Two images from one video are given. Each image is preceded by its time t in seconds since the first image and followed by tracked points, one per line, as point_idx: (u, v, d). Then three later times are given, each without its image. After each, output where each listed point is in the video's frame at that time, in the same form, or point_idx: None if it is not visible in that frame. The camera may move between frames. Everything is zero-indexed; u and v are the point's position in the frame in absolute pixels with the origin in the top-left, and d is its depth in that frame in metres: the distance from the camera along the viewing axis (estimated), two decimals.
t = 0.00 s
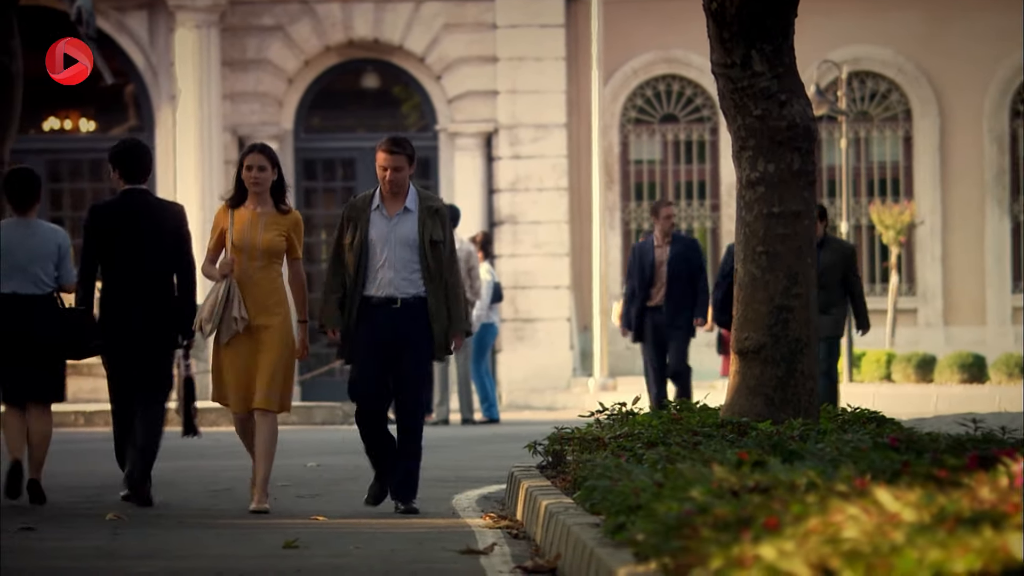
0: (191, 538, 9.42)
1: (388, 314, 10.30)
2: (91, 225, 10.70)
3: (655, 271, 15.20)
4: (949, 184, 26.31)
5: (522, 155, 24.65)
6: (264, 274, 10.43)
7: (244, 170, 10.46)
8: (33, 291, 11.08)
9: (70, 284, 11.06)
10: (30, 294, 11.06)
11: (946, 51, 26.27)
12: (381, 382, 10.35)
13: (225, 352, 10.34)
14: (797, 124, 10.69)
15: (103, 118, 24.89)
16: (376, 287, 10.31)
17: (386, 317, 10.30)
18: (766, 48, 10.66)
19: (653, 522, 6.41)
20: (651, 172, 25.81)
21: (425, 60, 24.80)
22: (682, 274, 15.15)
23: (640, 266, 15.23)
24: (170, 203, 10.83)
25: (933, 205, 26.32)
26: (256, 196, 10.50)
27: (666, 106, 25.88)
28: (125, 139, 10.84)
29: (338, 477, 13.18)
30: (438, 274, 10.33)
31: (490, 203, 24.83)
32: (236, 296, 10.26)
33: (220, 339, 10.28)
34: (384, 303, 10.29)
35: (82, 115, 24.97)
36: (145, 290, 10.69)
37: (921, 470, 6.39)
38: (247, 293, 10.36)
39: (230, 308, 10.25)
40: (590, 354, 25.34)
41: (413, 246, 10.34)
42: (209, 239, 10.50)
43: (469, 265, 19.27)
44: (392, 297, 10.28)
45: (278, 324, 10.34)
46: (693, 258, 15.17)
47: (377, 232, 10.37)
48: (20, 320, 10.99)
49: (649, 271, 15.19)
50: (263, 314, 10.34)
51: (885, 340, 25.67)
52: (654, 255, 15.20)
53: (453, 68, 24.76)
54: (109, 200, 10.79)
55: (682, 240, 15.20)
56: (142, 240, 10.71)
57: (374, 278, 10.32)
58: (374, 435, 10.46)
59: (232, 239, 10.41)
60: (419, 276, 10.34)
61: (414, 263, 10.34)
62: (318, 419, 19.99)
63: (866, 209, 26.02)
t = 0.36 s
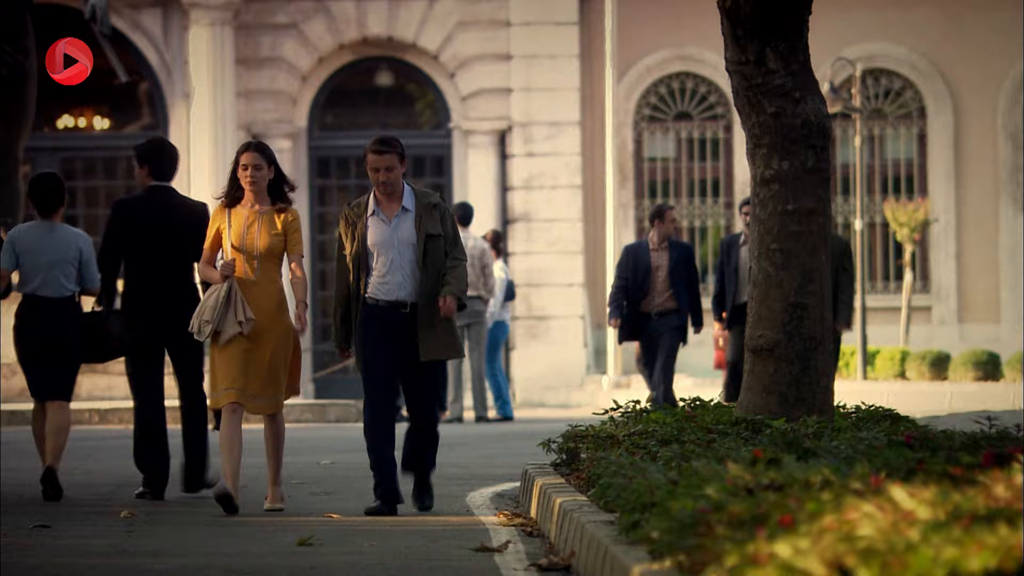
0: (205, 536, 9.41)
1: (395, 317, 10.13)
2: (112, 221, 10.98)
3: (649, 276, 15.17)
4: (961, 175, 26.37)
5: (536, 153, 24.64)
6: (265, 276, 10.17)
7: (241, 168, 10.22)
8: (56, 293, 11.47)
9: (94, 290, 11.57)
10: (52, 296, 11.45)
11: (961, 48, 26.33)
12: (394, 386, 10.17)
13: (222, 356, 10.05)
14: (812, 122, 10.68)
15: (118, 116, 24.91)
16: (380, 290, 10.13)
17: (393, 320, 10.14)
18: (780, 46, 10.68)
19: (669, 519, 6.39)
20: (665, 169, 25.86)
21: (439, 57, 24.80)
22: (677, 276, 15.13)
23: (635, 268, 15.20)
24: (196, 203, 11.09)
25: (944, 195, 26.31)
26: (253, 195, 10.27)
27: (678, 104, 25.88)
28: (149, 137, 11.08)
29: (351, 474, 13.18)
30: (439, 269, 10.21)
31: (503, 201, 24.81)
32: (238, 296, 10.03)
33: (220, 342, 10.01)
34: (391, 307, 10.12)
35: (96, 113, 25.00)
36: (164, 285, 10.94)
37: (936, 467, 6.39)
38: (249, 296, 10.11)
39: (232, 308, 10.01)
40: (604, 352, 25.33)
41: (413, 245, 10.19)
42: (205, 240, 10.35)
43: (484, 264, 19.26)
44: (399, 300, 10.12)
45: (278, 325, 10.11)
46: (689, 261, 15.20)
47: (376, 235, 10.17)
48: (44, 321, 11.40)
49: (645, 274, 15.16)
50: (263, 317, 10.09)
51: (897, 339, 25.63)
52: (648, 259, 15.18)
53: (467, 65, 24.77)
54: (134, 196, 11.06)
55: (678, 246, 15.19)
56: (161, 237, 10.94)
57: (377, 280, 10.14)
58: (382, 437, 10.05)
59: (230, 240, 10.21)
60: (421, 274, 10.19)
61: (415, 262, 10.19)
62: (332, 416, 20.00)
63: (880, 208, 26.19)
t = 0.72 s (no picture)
0: (223, 534, 9.43)
1: (396, 316, 9.93)
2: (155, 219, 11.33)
3: (645, 270, 15.04)
4: (978, 172, 26.51)
5: (552, 152, 24.65)
6: (261, 264, 10.15)
7: (238, 156, 10.16)
8: (79, 288, 11.62)
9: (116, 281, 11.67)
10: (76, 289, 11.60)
11: (980, 46, 26.35)
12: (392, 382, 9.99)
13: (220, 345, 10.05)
14: (829, 121, 10.66)
15: (134, 115, 24.92)
16: (384, 288, 9.93)
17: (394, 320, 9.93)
18: (796, 44, 10.63)
19: (687, 518, 6.37)
20: (682, 168, 25.94)
21: (455, 56, 24.81)
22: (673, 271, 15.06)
23: (631, 262, 15.03)
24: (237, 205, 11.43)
25: (962, 196, 26.48)
26: (251, 183, 10.21)
27: (696, 102, 26.08)
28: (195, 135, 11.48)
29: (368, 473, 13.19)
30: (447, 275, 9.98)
31: (519, 200, 24.82)
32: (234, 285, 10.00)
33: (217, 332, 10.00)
34: (393, 306, 9.93)
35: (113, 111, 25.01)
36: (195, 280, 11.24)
37: (952, 466, 6.39)
38: (245, 284, 10.09)
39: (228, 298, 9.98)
40: (620, 351, 25.35)
41: (422, 245, 9.99)
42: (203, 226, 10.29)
43: (500, 263, 19.28)
44: (402, 299, 9.91)
45: (277, 310, 10.07)
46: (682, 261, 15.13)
47: (386, 232, 9.97)
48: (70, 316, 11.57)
49: (640, 266, 15.02)
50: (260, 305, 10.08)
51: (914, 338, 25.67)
52: (644, 256, 15.05)
53: (483, 64, 24.78)
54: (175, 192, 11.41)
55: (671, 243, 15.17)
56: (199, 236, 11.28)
57: (382, 278, 9.94)
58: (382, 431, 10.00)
59: (227, 226, 10.16)
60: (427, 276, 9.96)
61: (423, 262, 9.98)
62: (347, 415, 19.99)
63: (897, 205, 26.23)
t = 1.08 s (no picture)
0: (240, 532, 9.41)
1: (414, 306, 9.73)
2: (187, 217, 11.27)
3: (637, 260, 15.15)
4: (997, 171, 26.87)
5: (569, 150, 24.68)
6: (268, 258, 9.82)
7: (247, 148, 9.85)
8: (112, 285, 11.69)
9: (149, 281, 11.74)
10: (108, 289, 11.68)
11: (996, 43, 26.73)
12: (410, 377, 9.78)
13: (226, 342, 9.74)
14: (846, 118, 10.64)
15: (151, 113, 24.94)
16: (400, 277, 9.73)
17: (412, 310, 9.73)
18: (814, 41, 10.61)
19: (703, 516, 6.37)
20: (699, 166, 26.45)
21: (472, 54, 24.80)
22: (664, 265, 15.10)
23: (623, 255, 15.13)
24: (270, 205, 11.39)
25: (979, 194, 26.89)
26: (259, 176, 9.91)
27: (713, 99, 26.51)
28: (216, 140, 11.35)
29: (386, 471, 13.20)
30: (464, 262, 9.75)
31: (536, 198, 24.85)
32: (240, 280, 9.70)
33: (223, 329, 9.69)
34: (411, 295, 9.73)
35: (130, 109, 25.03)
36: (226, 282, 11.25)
37: (970, 463, 6.41)
38: (252, 279, 9.78)
39: (234, 294, 9.68)
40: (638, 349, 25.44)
41: (436, 231, 9.76)
42: (210, 221, 9.97)
43: (517, 260, 19.32)
44: (418, 288, 9.72)
45: (281, 311, 9.77)
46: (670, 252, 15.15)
47: (398, 219, 9.77)
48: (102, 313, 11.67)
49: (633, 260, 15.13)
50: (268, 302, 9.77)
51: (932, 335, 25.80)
52: (637, 244, 15.17)
53: (500, 62, 24.78)
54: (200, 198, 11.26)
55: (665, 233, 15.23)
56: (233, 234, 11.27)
57: (398, 267, 9.74)
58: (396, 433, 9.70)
59: (233, 221, 9.84)
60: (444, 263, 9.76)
61: (438, 249, 9.77)
62: (365, 413, 20.02)
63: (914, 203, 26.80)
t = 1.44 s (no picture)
0: (258, 531, 9.41)
1: (417, 302, 9.36)
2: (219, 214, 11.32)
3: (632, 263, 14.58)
4: (1015, 169, 27.20)
5: (587, 148, 24.69)
6: (269, 258, 9.56)
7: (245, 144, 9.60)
8: (147, 289, 11.76)
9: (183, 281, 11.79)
10: (141, 291, 11.74)
11: (1013, 42, 27.01)
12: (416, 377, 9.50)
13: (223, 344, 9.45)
14: (866, 117, 10.60)
15: (169, 111, 24.96)
16: (403, 273, 9.36)
17: (417, 306, 9.36)
18: (833, 40, 10.55)
19: (722, 514, 6.37)
20: (717, 165, 26.72)
21: (490, 53, 24.78)
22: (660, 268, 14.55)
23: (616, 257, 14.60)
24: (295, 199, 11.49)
25: (998, 192, 27.22)
26: (259, 174, 9.66)
27: (731, 98, 26.73)
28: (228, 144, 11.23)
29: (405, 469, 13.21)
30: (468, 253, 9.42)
31: (555, 197, 24.87)
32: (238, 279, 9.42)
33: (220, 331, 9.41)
34: (414, 291, 9.35)
35: (149, 108, 25.05)
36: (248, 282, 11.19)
37: (989, 463, 6.41)
38: (250, 281, 9.51)
39: (231, 294, 9.40)
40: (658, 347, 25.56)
41: (438, 225, 9.42)
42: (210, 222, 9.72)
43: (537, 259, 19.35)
44: (422, 283, 9.34)
45: (282, 313, 9.52)
46: (672, 256, 14.61)
47: (398, 215, 9.40)
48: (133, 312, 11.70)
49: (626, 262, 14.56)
50: (267, 303, 9.51)
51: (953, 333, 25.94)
52: (629, 250, 14.60)
53: (518, 60, 24.77)
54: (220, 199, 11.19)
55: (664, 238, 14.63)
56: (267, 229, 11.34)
57: (399, 263, 9.37)
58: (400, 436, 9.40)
59: (233, 221, 9.59)
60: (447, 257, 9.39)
61: (440, 242, 9.41)
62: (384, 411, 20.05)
63: (932, 201, 27.18)
